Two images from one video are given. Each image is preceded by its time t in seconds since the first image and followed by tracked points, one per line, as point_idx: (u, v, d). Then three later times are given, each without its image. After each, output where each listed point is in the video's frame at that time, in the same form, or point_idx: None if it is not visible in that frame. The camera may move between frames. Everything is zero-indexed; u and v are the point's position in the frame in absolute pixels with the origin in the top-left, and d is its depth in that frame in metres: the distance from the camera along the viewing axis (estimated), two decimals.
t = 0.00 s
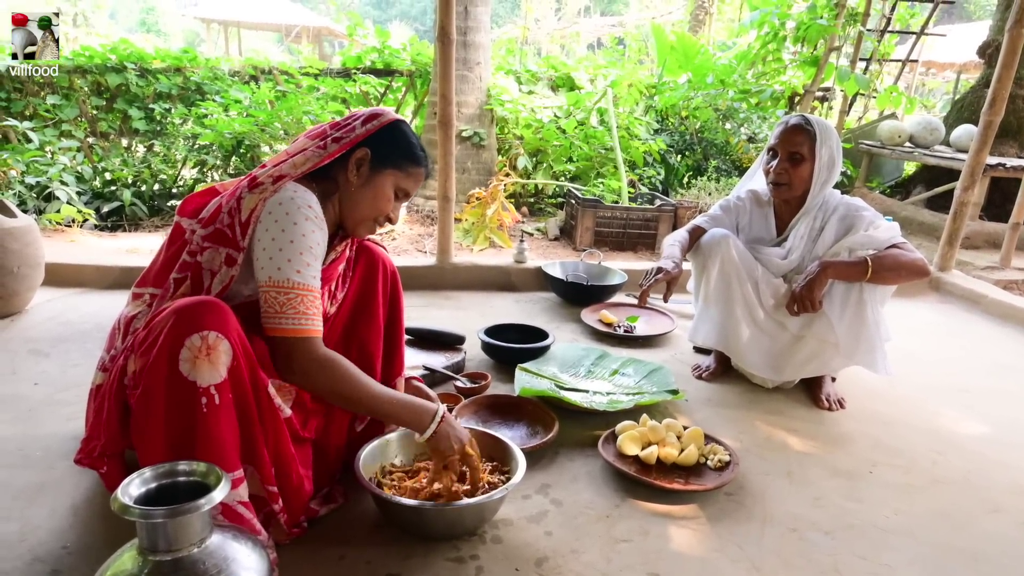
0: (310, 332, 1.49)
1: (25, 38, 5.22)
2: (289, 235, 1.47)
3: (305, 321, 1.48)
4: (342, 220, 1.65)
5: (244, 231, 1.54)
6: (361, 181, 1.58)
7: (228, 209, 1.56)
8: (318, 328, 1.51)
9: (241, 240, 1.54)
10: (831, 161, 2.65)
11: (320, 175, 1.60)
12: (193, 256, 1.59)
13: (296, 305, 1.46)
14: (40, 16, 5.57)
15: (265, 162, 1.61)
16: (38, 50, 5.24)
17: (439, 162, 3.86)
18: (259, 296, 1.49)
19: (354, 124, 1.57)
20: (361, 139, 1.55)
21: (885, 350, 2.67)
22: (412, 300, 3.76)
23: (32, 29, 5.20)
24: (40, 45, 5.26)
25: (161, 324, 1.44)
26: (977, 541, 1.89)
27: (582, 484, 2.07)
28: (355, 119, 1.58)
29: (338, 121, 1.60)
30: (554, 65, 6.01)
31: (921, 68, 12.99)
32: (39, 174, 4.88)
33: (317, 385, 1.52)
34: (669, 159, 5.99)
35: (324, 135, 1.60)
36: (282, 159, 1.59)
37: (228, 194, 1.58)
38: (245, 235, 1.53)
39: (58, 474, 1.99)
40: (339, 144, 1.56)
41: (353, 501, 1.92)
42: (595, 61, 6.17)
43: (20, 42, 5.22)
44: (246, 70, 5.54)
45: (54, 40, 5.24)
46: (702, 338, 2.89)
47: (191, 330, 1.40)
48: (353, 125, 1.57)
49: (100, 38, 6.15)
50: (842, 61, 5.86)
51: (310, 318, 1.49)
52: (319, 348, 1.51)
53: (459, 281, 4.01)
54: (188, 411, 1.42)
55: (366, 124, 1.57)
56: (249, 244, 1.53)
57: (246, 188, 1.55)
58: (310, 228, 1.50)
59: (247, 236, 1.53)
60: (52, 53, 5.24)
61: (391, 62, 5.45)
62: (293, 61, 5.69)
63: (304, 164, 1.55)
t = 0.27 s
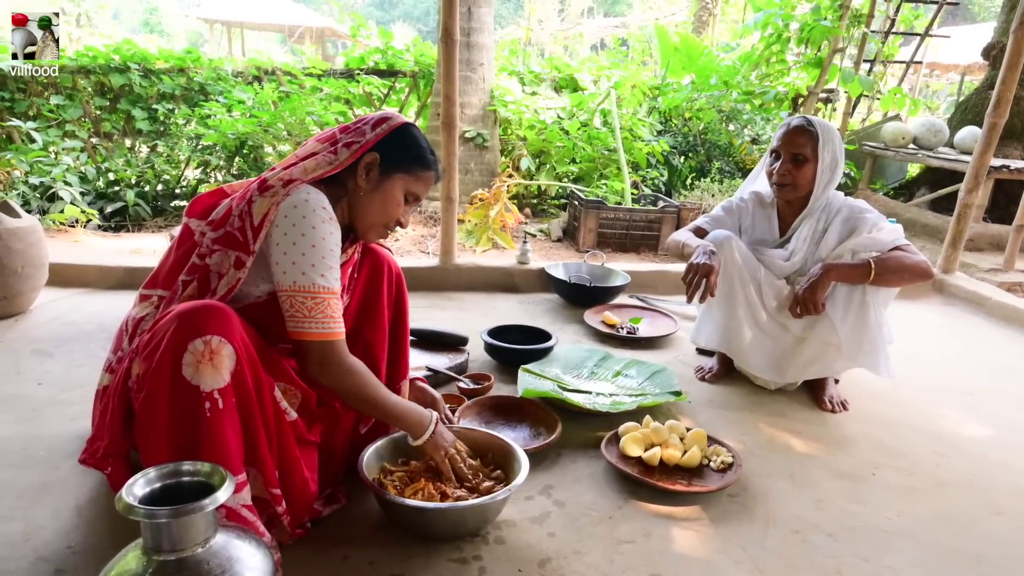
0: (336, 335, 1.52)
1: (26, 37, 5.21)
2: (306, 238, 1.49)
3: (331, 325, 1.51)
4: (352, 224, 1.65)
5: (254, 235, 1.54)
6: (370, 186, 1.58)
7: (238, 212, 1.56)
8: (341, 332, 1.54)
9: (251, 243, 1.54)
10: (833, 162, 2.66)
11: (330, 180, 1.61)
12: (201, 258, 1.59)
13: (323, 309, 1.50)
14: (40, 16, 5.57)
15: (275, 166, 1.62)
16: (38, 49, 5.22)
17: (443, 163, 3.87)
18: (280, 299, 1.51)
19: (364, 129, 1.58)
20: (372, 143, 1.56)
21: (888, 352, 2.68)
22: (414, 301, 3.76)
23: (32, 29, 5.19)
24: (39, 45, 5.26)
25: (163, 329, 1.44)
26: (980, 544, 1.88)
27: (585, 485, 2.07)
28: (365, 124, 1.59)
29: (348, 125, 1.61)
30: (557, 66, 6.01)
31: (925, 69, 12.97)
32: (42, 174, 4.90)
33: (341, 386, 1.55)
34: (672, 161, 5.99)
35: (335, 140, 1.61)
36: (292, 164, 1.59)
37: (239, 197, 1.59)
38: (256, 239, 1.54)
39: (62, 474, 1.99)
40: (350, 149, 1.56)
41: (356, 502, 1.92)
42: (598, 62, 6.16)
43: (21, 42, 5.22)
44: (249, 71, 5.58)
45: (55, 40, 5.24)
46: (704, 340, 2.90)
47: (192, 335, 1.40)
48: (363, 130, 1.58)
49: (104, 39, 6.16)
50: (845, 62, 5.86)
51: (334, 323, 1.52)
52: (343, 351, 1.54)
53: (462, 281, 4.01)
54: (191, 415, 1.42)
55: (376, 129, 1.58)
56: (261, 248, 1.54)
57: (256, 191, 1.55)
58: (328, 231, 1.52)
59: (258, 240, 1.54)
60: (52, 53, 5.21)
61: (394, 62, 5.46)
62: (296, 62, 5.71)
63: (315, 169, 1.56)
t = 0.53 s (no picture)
0: (315, 334, 1.48)
1: (26, 38, 5.20)
2: (295, 235, 1.47)
3: (310, 323, 1.47)
4: (355, 223, 1.65)
5: (247, 232, 1.55)
6: (372, 185, 1.58)
7: (234, 211, 1.58)
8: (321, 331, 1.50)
9: (245, 241, 1.55)
10: (834, 160, 2.66)
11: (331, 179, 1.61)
12: (199, 256, 1.60)
13: (302, 305, 1.46)
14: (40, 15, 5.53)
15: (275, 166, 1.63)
16: (39, 49, 5.21)
17: (446, 162, 3.87)
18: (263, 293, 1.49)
19: (364, 128, 1.59)
20: (371, 141, 1.57)
21: (892, 351, 2.66)
22: (417, 300, 3.77)
23: (32, 29, 5.18)
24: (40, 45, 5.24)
25: (155, 330, 1.44)
26: (983, 542, 1.88)
27: (588, 483, 2.07)
28: (365, 123, 1.59)
29: (348, 126, 1.62)
30: (560, 65, 6.01)
31: (929, 68, 12.94)
32: (46, 174, 4.91)
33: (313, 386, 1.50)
34: (675, 160, 5.99)
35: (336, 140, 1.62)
36: (290, 162, 1.60)
37: (235, 196, 1.61)
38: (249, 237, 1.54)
39: (67, 473, 2.00)
40: (349, 148, 1.58)
41: (359, 501, 1.93)
42: (601, 61, 6.16)
43: (21, 42, 5.20)
44: (251, 71, 5.58)
45: (55, 40, 5.23)
46: (707, 339, 2.90)
47: (184, 336, 1.40)
48: (363, 128, 1.59)
49: (106, 39, 6.17)
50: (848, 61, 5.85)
51: (315, 321, 1.48)
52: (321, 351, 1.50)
53: (465, 281, 4.02)
54: (184, 416, 1.43)
55: (375, 127, 1.58)
56: (253, 246, 1.54)
57: (252, 190, 1.56)
58: (318, 229, 1.50)
59: (251, 238, 1.54)
60: (53, 53, 5.20)
61: (396, 62, 5.47)
62: (298, 62, 5.71)
63: (313, 168, 1.57)
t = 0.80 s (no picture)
0: (319, 338, 1.49)
1: (26, 38, 5.20)
2: (298, 239, 1.48)
3: (313, 327, 1.48)
4: (359, 223, 1.66)
5: (253, 235, 1.55)
6: (377, 185, 1.59)
7: (238, 211, 1.57)
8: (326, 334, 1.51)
9: (251, 243, 1.55)
10: (835, 159, 2.66)
11: (336, 179, 1.62)
12: (204, 257, 1.61)
13: (305, 310, 1.46)
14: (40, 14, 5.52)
15: (278, 167, 1.63)
16: (38, 49, 5.20)
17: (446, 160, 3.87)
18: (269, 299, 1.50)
19: (366, 127, 1.59)
20: (373, 140, 1.57)
21: (892, 348, 2.66)
22: (417, 297, 3.77)
23: (33, 29, 5.20)
24: (40, 45, 5.24)
25: (161, 330, 1.45)
26: (982, 539, 1.89)
27: (588, 481, 2.08)
28: (367, 122, 1.60)
29: (351, 126, 1.62)
30: (560, 63, 6.01)
31: (929, 66, 12.93)
32: (45, 172, 4.91)
33: (322, 388, 1.51)
34: (675, 158, 5.99)
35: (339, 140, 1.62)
36: (293, 163, 1.61)
37: (240, 195, 1.60)
38: (255, 240, 1.55)
39: (67, 470, 2.01)
40: (352, 147, 1.58)
41: (360, 498, 1.94)
42: (601, 59, 6.16)
43: (21, 42, 5.20)
44: (251, 68, 5.60)
45: (55, 40, 5.23)
46: (706, 336, 2.90)
47: (190, 335, 1.41)
48: (365, 128, 1.59)
49: (106, 36, 6.17)
50: (848, 59, 5.84)
51: (319, 325, 1.49)
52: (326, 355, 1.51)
53: (465, 279, 4.02)
54: (191, 415, 1.43)
55: (377, 126, 1.58)
56: (260, 248, 1.54)
57: (256, 191, 1.56)
58: (321, 233, 1.51)
59: (256, 240, 1.54)
60: (52, 54, 5.20)
61: (396, 60, 5.47)
62: (299, 60, 5.72)
63: (317, 168, 1.58)
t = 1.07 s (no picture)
0: (308, 341, 1.51)
1: (26, 38, 5.19)
2: (298, 242, 1.48)
3: (302, 330, 1.50)
4: (363, 223, 1.66)
5: (258, 236, 1.55)
6: (380, 186, 1.59)
7: (244, 212, 1.57)
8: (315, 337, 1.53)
9: (258, 246, 1.55)
10: (834, 158, 2.66)
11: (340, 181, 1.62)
12: (213, 259, 1.60)
13: (294, 312, 1.49)
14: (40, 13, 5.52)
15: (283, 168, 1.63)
16: (38, 49, 5.20)
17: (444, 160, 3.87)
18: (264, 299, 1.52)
19: (370, 128, 1.58)
20: (378, 141, 1.57)
21: (888, 348, 2.67)
22: (416, 297, 3.77)
23: (32, 29, 5.17)
24: (40, 45, 5.23)
25: (176, 330, 1.45)
26: (980, 538, 1.89)
27: (586, 480, 2.08)
28: (371, 122, 1.59)
29: (354, 127, 1.61)
30: (559, 62, 6.01)
31: (927, 65, 12.94)
32: (43, 171, 4.91)
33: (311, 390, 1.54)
34: (673, 157, 5.99)
35: (343, 140, 1.61)
36: (299, 165, 1.60)
37: (246, 197, 1.60)
38: (260, 240, 1.55)
39: (65, 470, 2.01)
40: (357, 149, 1.58)
41: (358, 497, 1.94)
42: (600, 58, 6.16)
43: (21, 42, 5.19)
44: (250, 68, 5.58)
45: (55, 40, 5.22)
46: (705, 335, 2.91)
47: (205, 336, 1.41)
48: (369, 128, 1.58)
49: (104, 35, 6.16)
50: (847, 58, 5.85)
51: (308, 327, 1.51)
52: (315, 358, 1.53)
53: (463, 278, 4.03)
54: (202, 415, 1.43)
55: (381, 126, 1.57)
56: (263, 250, 1.53)
57: (262, 191, 1.56)
58: (321, 238, 1.51)
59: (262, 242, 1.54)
60: (52, 53, 5.20)
61: (395, 59, 5.46)
62: (297, 59, 5.72)
63: (323, 171, 1.57)
